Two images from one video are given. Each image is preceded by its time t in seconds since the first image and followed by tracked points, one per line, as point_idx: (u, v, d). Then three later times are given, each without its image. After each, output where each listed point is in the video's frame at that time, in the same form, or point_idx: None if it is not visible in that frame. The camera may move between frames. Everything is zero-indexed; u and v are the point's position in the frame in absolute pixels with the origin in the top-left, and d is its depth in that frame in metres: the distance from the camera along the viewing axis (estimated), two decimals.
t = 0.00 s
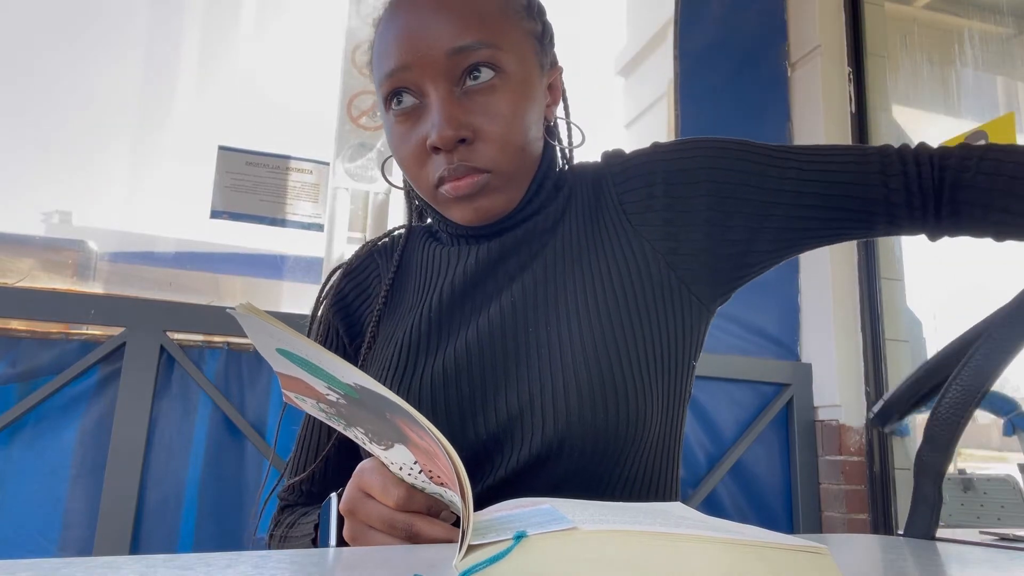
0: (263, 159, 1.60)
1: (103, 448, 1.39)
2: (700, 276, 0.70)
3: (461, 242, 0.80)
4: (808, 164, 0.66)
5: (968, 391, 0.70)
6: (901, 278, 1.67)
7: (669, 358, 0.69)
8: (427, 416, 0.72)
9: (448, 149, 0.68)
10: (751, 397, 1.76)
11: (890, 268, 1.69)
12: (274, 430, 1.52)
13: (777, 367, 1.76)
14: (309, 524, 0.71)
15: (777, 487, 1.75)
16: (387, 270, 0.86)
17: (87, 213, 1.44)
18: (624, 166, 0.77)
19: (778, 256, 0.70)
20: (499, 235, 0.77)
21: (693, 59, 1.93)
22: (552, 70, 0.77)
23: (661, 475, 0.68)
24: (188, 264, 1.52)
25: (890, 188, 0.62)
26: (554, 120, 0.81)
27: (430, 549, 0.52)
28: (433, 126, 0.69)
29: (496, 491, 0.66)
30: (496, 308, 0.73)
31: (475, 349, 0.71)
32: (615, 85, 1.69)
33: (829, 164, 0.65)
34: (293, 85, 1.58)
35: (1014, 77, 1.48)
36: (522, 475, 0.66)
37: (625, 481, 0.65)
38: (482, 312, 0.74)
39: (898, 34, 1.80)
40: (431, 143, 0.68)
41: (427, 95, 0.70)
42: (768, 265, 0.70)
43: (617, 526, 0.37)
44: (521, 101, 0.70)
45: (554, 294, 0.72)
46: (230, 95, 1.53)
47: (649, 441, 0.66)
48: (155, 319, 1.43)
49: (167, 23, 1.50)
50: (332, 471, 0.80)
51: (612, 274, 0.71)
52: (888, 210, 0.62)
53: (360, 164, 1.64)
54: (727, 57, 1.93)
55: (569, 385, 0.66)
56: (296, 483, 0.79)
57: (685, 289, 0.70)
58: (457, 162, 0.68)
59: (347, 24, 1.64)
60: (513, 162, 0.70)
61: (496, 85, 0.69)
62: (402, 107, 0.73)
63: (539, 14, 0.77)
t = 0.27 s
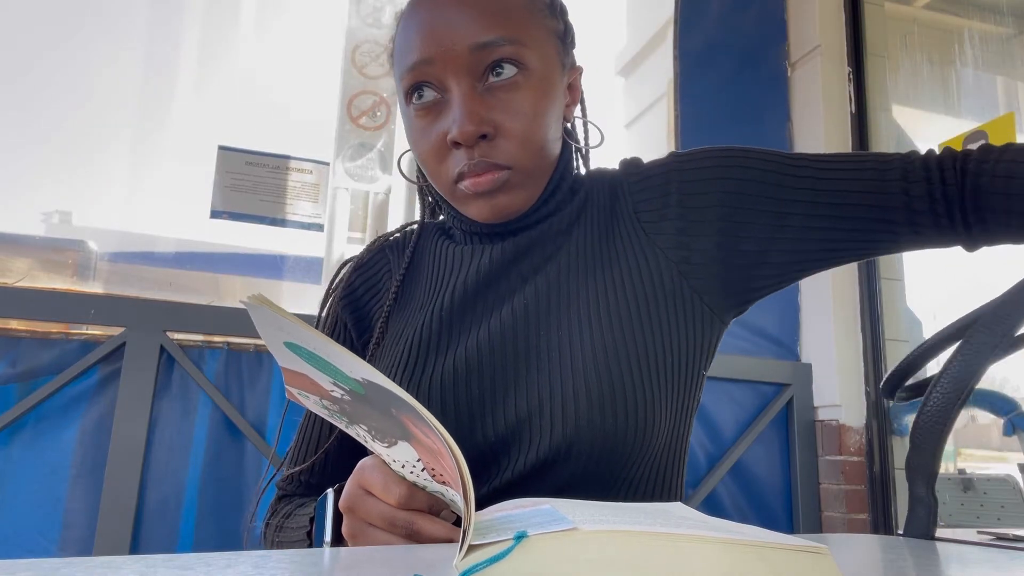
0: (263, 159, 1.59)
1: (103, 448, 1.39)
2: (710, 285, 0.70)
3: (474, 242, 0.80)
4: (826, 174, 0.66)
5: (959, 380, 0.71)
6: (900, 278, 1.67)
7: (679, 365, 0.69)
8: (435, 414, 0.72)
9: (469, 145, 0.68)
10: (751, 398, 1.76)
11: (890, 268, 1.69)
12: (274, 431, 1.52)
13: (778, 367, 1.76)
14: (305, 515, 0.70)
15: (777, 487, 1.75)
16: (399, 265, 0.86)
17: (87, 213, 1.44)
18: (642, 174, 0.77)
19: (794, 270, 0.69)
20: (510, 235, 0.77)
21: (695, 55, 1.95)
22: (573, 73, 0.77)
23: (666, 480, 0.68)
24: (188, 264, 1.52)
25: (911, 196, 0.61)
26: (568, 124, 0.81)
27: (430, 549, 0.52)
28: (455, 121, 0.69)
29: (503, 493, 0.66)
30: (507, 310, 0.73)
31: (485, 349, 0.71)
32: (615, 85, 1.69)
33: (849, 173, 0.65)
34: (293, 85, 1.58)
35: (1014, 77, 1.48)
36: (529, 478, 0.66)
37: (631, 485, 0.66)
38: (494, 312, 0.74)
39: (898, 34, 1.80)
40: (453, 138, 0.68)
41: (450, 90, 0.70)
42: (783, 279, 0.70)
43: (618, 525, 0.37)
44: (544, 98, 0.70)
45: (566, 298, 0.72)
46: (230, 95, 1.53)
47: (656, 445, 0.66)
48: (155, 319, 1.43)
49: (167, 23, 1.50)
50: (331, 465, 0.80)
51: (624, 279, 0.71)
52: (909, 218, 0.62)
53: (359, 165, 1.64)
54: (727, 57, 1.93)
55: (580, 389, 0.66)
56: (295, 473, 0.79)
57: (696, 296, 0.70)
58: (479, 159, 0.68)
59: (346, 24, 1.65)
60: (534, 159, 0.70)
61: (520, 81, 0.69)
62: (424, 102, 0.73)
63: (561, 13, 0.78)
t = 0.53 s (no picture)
0: (263, 159, 1.59)
1: (103, 448, 1.39)
2: (711, 284, 0.70)
3: (474, 243, 0.80)
4: (817, 156, 0.66)
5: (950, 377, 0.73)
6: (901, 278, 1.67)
7: (679, 365, 0.68)
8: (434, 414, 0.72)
9: (459, 154, 0.69)
10: (751, 398, 1.76)
11: (890, 268, 1.69)
12: (274, 430, 1.52)
13: (778, 367, 1.76)
14: (307, 515, 0.71)
15: (777, 487, 1.75)
16: (400, 267, 0.85)
17: (87, 213, 1.44)
18: (639, 172, 0.77)
19: (797, 262, 0.69)
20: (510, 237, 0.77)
21: (695, 54, 1.94)
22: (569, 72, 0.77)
23: (666, 479, 0.68)
24: (188, 264, 1.52)
25: (903, 173, 0.62)
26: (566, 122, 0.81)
27: (429, 549, 0.52)
28: (445, 130, 0.69)
29: (502, 492, 0.67)
30: (506, 310, 0.73)
31: (484, 350, 0.71)
32: (615, 85, 1.69)
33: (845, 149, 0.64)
34: (294, 85, 1.58)
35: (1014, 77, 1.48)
36: (528, 477, 0.66)
37: (630, 484, 0.66)
38: (493, 312, 0.74)
39: (898, 34, 1.81)
40: (443, 147, 0.69)
41: (440, 99, 0.70)
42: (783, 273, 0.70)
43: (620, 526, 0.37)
44: (535, 102, 0.69)
45: (564, 300, 0.72)
46: (231, 95, 1.53)
47: (656, 444, 0.66)
48: (155, 319, 1.44)
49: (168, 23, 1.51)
50: (331, 467, 0.80)
51: (622, 280, 0.71)
52: (903, 197, 0.62)
53: (359, 164, 1.65)
54: (727, 56, 1.93)
55: (579, 389, 0.66)
56: (296, 475, 0.79)
57: (696, 295, 0.70)
58: (469, 167, 0.69)
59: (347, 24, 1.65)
60: (526, 163, 0.70)
61: (511, 86, 0.69)
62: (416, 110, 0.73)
63: (555, 11, 0.77)
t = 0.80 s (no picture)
0: (263, 159, 1.59)
1: (103, 448, 1.39)
2: (710, 279, 0.70)
3: (471, 242, 0.80)
4: (808, 148, 0.67)
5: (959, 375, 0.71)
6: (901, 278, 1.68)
7: (678, 362, 0.69)
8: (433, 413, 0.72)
9: (527, 143, 0.67)
10: (751, 398, 1.76)
11: (890, 268, 1.69)
12: (274, 430, 1.52)
13: (777, 367, 1.76)
14: (304, 516, 0.71)
15: (777, 487, 1.75)
16: (397, 267, 0.85)
17: (87, 213, 1.44)
18: (632, 168, 0.77)
19: (790, 251, 0.69)
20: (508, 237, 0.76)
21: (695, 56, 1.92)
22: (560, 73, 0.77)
23: (666, 477, 0.68)
24: (188, 264, 1.52)
25: (890, 162, 0.63)
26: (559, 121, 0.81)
27: (428, 549, 0.52)
28: (511, 117, 0.67)
29: (502, 490, 0.67)
30: (505, 309, 0.73)
31: (483, 348, 0.71)
32: (615, 85, 1.69)
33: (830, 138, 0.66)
34: (294, 85, 1.58)
35: (1014, 77, 1.48)
36: (528, 474, 0.66)
37: (630, 482, 0.66)
38: (492, 312, 0.74)
39: (898, 35, 1.81)
40: (510, 134, 0.67)
41: (503, 86, 0.68)
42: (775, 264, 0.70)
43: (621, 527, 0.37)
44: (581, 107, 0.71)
45: (563, 298, 0.71)
46: (231, 95, 1.53)
47: (655, 441, 0.66)
48: (155, 318, 1.44)
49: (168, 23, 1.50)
50: (331, 468, 0.80)
51: (619, 277, 0.71)
52: (892, 183, 0.63)
53: (359, 164, 1.64)
54: (728, 57, 1.93)
55: (581, 386, 0.66)
56: (292, 476, 0.79)
57: (693, 291, 0.70)
58: (533, 157, 0.68)
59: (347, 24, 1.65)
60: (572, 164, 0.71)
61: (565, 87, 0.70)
62: (470, 94, 0.69)
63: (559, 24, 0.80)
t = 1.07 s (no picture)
0: (263, 159, 1.60)
1: (103, 448, 1.39)
2: (702, 291, 0.69)
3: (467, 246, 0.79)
4: (800, 170, 0.64)
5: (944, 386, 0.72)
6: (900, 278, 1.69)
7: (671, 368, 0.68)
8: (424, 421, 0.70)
9: (559, 153, 0.66)
10: (751, 398, 1.76)
11: (891, 268, 1.71)
12: (275, 430, 1.52)
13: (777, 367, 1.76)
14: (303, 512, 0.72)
15: (777, 487, 1.75)
16: (394, 271, 0.85)
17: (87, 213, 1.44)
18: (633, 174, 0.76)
19: (777, 271, 0.69)
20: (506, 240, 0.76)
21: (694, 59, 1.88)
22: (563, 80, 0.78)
23: (660, 485, 0.68)
24: (188, 264, 1.52)
25: (880, 185, 0.60)
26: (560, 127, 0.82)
27: (423, 549, 0.51)
28: (544, 126, 0.66)
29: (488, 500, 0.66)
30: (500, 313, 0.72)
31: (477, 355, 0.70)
32: (615, 85, 1.69)
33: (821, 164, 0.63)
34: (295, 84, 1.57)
35: (1014, 77, 1.48)
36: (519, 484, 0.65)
37: (622, 490, 0.66)
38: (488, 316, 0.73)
39: (899, 34, 1.81)
40: (542, 142, 0.65)
41: (539, 95, 0.67)
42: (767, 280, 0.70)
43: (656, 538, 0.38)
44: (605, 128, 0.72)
45: (559, 301, 0.71)
46: (230, 94, 1.53)
47: (648, 448, 0.66)
48: (155, 319, 1.44)
49: (167, 22, 1.50)
50: (328, 468, 0.81)
51: (615, 283, 0.70)
52: (880, 208, 0.60)
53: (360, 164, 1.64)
54: (728, 56, 1.93)
55: (574, 394, 0.65)
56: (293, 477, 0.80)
57: (690, 297, 0.69)
58: (560, 167, 0.67)
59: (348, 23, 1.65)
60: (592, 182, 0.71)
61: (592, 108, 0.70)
62: (503, 99, 0.68)
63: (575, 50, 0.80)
